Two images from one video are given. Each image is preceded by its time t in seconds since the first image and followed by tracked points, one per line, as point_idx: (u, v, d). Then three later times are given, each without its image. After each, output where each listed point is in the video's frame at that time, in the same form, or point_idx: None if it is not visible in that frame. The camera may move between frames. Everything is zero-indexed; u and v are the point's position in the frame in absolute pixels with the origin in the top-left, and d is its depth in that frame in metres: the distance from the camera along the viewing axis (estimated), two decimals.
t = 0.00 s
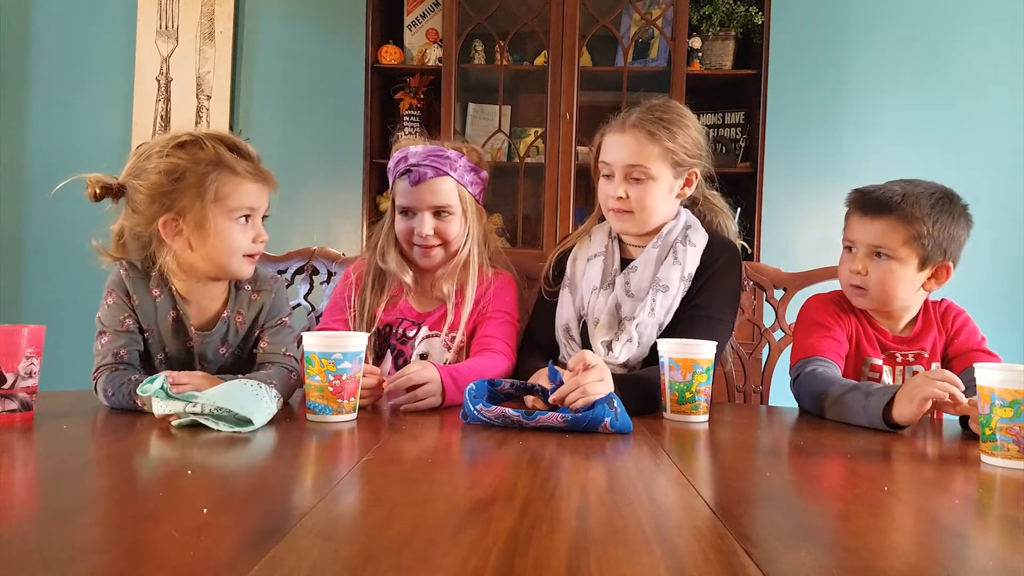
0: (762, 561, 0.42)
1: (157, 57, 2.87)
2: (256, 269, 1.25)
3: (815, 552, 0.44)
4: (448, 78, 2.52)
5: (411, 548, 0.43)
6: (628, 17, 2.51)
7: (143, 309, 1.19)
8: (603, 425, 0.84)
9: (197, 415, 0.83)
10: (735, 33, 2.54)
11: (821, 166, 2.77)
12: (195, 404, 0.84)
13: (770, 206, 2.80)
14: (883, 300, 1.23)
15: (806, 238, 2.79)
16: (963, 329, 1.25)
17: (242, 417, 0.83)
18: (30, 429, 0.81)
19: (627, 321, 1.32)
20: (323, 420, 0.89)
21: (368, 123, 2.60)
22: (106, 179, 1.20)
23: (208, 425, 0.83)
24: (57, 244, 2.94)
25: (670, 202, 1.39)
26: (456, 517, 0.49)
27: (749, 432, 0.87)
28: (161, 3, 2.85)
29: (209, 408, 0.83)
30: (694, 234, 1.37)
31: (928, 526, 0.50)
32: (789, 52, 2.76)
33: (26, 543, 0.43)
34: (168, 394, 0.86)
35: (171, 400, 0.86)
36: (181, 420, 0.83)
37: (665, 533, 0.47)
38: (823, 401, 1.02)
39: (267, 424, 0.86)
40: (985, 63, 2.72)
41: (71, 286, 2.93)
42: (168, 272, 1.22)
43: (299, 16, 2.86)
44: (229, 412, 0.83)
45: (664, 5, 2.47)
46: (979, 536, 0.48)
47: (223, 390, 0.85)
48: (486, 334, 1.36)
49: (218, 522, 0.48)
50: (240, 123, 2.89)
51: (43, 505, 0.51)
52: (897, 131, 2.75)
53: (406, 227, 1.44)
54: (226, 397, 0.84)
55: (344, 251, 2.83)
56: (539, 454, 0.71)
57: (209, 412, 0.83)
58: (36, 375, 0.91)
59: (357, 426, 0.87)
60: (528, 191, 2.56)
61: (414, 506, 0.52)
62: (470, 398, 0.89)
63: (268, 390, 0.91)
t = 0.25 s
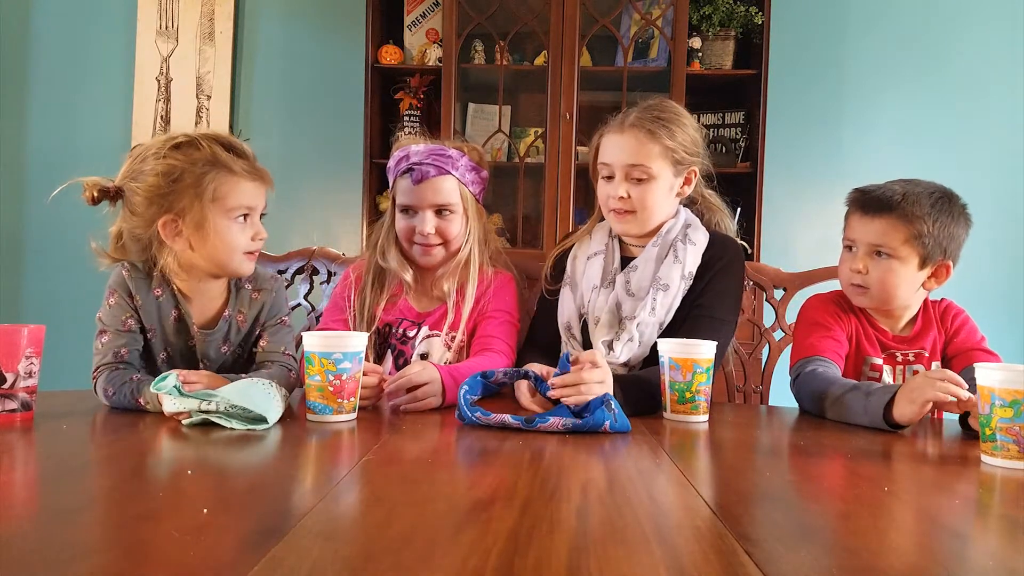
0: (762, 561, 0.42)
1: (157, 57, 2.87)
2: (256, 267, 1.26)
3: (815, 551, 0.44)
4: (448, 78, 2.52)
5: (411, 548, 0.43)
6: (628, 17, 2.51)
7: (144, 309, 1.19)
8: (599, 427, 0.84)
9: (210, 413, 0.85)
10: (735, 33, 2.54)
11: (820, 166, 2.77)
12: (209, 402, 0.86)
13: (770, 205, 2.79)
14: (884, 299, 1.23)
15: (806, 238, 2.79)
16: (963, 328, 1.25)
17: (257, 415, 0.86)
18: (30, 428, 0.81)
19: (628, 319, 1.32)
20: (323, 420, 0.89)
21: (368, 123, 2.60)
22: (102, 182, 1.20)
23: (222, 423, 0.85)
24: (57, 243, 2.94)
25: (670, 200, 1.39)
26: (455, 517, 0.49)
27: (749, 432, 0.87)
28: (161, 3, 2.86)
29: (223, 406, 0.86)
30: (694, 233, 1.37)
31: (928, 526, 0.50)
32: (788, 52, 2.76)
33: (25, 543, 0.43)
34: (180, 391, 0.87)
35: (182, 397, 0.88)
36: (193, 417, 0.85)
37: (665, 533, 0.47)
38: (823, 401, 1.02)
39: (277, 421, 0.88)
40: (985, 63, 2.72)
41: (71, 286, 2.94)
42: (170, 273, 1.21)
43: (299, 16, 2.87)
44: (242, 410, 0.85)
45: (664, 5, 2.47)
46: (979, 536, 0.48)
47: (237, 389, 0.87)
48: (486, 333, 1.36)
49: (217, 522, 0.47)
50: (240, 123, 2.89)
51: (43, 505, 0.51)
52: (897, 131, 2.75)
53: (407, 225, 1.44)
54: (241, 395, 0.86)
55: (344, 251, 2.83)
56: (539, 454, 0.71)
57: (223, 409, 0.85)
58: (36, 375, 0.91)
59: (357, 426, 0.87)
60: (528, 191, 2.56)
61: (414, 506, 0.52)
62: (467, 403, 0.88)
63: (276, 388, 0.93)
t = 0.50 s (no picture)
0: (762, 560, 0.42)
1: (157, 57, 2.87)
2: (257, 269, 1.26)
3: (815, 552, 0.44)
4: (448, 78, 2.52)
5: (411, 548, 0.43)
6: (628, 17, 2.51)
7: (149, 309, 1.19)
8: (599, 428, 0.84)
9: (217, 410, 0.86)
10: (735, 33, 2.54)
11: (820, 166, 2.77)
12: (217, 401, 0.87)
13: (770, 205, 2.79)
14: (884, 299, 1.23)
15: (806, 238, 2.79)
16: (963, 329, 1.25)
17: (264, 413, 0.87)
18: (30, 428, 0.81)
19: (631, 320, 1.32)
20: (323, 420, 0.89)
21: (368, 123, 2.61)
22: (108, 184, 1.21)
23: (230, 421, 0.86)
24: (57, 244, 2.94)
25: (670, 200, 1.39)
26: (455, 518, 0.49)
27: (749, 432, 0.87)
28: (161, 3, 2.86)
29: (230, 404, 0.86)
30: (694, 233, 1.37)
31: (928, 526, 0.50)
32: (788, 52, 2.76)
33: (25, 543, 0.43)
34: (187, 390, 0.88)
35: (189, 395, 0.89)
36: (201, 414, 0.86)
37: (665, 533, 0.47)
38: (823, 401, 1.02)
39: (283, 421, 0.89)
40: (985, 63, 2.72)
41: (71, 286, 2.94)
42: (172, 275, 1.22)
43: (299, 16, 2.87)
44: (249, 407, 0.86)
45: (664, 5, 2.47)
46: (979, 537, 0.48)
47: (244, 388, 0.88)
48: (486, 333, 1.36)
49: (217, 522, 0.47)
50: (240, 123, 2.89)
51: (43, 505, 0.51)
52: (897, 131, 2.75)
53: (403, 224, 1.45)
54: (248, 393, 0.87)
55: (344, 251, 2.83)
56: (539, 454, 0.71)
57: (230, 408, 0.86)
58: (36, 375, 0.91)
59: (357, 426, 0.87)
60: (528, 191, 2.56)
61: (414, 506, 0.52)
62: (466, 404, 0.87)
63: (282, 389, 0.94)
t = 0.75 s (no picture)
0: (762, 561, 0.42)
1: (157, 57, 2.87)
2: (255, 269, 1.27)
3: (816, 552, 0.44)
4: (448, 78, 2.52)
5: (412, 548, 0.43)
6: (628, 17, 2.51)
7: (150, 308, 1.18)
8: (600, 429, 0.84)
9: (219, 408, 0.88)
10: (735, 33, 2.54)
11: (820, 167, 2.77)
12: (219, 398, 0.89)
13: (770, 206, 2.79)
14: (886, 301, 1.23)
15: (806, 238, 2.78)
16: (965, 330, 1.25)
17: (265, 410, 0.90)
18: (30, 428, 0.81)
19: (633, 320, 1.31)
20: (324, 421, 0.89)
21: (368, 123, 2.61)
22: (109, 184, 1.21)
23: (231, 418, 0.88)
24: (57, 244, 2.94)
25: (672, 199, 1.39)
26: (455, 518, 0.49)
27: (749, 432, 0.87)
28: (161, 3, 2.85)
29: (231, 402, 0.89)
30: (695, 233, 1.37)
31: (929, 526, 0.50)
32: (788, 52, 2.76)
33: (25, 543, 0.43)
34: (189, 387, 0.91)
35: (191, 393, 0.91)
36: (202, 411, 0.88)
37: (665, 533, 0.47)
38: (823, 401, 1.02)
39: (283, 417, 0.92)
40: (985, 64, 2.72)
41: (71, 286, 2.94)
42: (172, 275, 1.22)
43: (299, 17, 2.87)
44: (249, 405, 0.89)
45: (664, 5, 2.47)
46: (979, 537, 0.48)
47: (245, 385, 0.90)
48: (486, 333, 1.36)
49: (217, 522, 0.47)
50: (240, 123, 2.89)
51: (43, 505, 0.51)
52: (897, 131, 2.75)
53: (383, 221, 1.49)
54: (248, 391, 0.89)
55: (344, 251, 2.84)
56: (539, 454, 0.71)
57: (231, 405, 0.88)
58: (36, 374, 0.90)
59: (358, 425, 0.87)
60: (528, 192, 2.56)
61: (414, 506, 0.52)
62: (467, 404, 0.88)
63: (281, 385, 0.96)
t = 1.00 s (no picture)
0: (762, 561, 0.42)
1: (157, 57, 2.87)
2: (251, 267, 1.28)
3: (815, 552, 0.44)
4: (448, 78, 2.52)
5: (412, 548, 0.43)
6: (628, 17, 2.51)
7: (144, 306, 1.19)
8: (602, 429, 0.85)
9: (224, 404, 0.91)
10: (735, 33, 2.54)
11: (820, 167, 2.77)
12: (223, 394, 0.91)
13: (770, 206, 2.79)
14: (886, 302, 1.23)
15: (806, 238, 2.79)
16: (964, 330, 1.25)
17: (268, 403, 0.93)
18: (30, 428, 0.81)
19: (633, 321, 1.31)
20: (324, 420, 0.89)
21: (369, 123, 2.61)
22: (106, 179, 1.23)
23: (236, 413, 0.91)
24: (57, 244, 2.94)
25: (670, 199, 1.39)
26: (455, 518, 0.49)
27: (750, 432, 0.87)
28: (161, 3, 2.85)
29: (235, 398, 0.91)
30: (696, 233, 1.37)
31: (929, 526, 0.50)
32: (788, 52, 2.76)
33: (25, 543, 0.43)
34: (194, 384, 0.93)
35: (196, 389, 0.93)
36: (207, 408, 0.91)
37: (665, 533, 0.47)
38: (823, 400, 1.02)
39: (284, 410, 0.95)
40: (985, 63, 2.73)
41: (71, 285, 2.94)
42: (167, 271, 1.23)
43: (299, 16, 2.87)
44: (253, 400, 0.91)
45: (664, 5, 2.47)
46: (979, 537, 0.48)
47: (248, 379, 0.92)
48: (484, 332, 1.36)
49: (217, 522, 0.47)
50: (240, 123, 2.89)
51: (43, 504, 0.51)
52: (897, 132, 2.75)
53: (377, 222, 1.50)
54: (252, 386, 0.92)
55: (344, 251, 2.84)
56: (539, 454, 0.71)
57: (235, 401, 0.91)
58: (36, 374, 0.90)
59: (358, 425, 0.87)
60: (528, 192, 2.56)
61: (414, 506, 0.52)
62: (467, 404, 0.87)
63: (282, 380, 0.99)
